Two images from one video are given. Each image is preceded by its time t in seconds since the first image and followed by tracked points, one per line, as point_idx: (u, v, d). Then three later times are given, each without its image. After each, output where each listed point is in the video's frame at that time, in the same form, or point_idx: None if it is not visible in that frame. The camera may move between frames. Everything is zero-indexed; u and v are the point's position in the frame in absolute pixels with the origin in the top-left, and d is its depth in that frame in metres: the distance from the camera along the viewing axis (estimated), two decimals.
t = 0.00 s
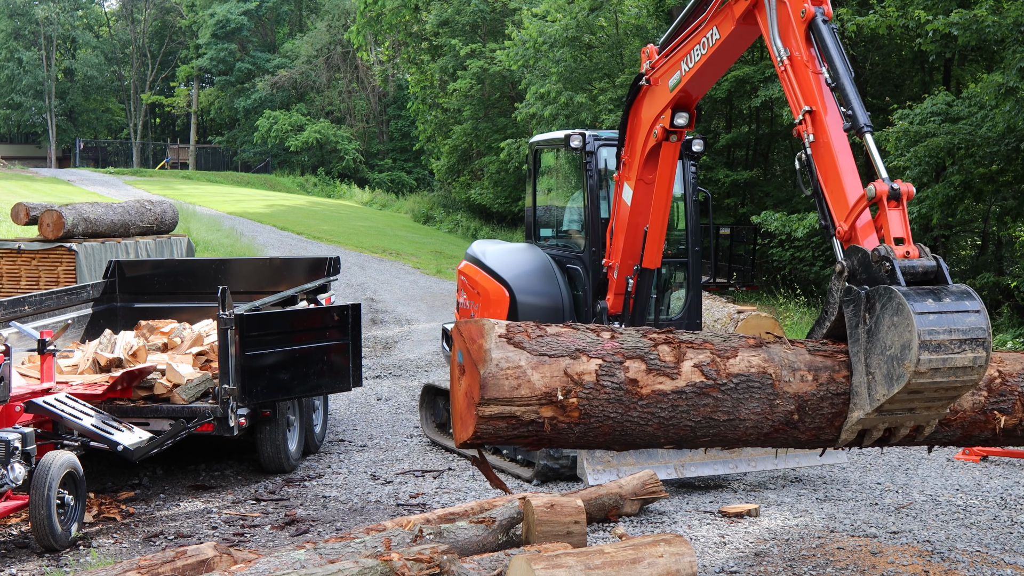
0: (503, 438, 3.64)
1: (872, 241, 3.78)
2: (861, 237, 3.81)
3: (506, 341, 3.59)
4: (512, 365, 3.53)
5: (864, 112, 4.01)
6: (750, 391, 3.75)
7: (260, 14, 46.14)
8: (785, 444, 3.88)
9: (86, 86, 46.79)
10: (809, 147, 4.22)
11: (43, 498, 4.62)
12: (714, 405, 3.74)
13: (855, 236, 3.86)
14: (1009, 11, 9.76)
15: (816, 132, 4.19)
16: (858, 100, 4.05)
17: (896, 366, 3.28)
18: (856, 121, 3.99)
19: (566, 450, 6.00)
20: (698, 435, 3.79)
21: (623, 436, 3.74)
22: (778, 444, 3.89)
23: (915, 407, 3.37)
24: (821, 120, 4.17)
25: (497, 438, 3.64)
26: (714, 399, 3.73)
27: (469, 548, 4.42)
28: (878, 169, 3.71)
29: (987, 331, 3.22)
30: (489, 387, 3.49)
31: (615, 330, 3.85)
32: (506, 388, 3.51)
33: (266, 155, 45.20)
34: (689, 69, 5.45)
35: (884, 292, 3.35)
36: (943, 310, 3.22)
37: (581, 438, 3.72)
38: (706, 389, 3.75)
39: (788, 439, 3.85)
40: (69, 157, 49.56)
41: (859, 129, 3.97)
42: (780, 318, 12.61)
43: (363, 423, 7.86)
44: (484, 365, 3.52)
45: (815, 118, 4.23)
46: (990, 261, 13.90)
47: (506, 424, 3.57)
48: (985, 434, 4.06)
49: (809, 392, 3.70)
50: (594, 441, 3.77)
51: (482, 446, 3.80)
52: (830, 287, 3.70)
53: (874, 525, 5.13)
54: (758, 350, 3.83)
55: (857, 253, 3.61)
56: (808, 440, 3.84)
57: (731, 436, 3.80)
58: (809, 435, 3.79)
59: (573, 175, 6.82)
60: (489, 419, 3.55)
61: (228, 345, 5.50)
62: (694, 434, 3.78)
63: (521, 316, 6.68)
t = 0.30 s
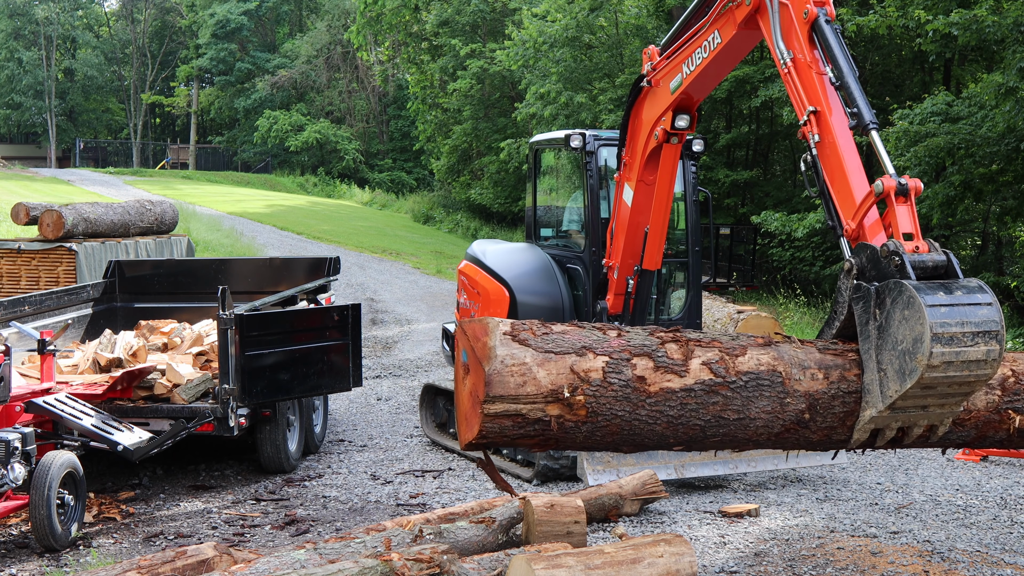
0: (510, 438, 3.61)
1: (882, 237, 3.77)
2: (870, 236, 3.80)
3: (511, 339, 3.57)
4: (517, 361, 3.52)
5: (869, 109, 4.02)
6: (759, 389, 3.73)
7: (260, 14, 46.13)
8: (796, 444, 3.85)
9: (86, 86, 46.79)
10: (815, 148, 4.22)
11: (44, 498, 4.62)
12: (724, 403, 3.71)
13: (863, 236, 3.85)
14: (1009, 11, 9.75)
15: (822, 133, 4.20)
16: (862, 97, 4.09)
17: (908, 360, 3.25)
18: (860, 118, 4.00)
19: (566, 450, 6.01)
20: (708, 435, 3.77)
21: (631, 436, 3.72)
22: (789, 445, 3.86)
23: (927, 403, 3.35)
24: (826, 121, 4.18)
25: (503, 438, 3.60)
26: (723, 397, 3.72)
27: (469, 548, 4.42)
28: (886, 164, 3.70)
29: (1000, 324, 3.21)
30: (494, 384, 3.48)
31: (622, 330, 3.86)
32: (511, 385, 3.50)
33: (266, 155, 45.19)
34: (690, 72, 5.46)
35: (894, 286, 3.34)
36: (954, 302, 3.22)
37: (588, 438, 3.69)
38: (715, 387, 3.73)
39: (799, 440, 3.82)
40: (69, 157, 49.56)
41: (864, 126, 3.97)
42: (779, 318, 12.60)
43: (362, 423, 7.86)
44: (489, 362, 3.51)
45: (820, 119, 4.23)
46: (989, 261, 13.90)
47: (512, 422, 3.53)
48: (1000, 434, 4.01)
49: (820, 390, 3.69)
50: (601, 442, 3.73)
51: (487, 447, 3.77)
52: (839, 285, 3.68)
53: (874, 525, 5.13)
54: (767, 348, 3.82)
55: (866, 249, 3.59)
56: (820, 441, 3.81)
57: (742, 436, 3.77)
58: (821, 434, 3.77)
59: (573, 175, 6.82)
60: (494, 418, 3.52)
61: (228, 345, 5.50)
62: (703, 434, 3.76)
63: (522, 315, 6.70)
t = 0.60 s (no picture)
0: (520, 434, 3.58)
1: (894, 230, 3.76)
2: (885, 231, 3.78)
3: (520, 332, 3.57)
4: (527, 354, 3.51)
5: (877, 104, 4.01)
6: (774, 383, 3.71)
7: (260, 14, 46.14)
8: (811, 442, 3.81)
9: (86, 86, 46.79)
10: (822, 147, 4.19)
11: (43, 498, 4.62)
12: (738, 397, 3.69)
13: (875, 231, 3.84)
14: (1009, 11, 9.75)
15: (829, 131, 4.18)
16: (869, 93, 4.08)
17: (925, 349, 3.23)
18: (869, 112, 4.00)
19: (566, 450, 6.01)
20: (722, 431, 3.74)
21: (643, 432, 3.69)
22: (804, 442, 3.82)
23: (946, 394, 3.33)
24: (833, 119, 4.16)
25: (514, 434, 3.57)
26: (737, 390, 3.69)
27: (469, 548, 4.42)
28: (896, 157, 3.69)
29: (1018, 310, 3.19)
30: (503, 377, 3.47)
31: (632, 325, 3.85)
32: (521, 378, 3.49)
33: (266, 155, 45.19)
34: (692, 75, 5.47)
35: (909, 275, 3.33)
36: (970, 289, 3.21)
37: (600, 434, 3.66)
38: (729, 381, 3.71)
39: (816, 437, 3.78)
40: (68, 157, 49.55)
41: (872, 120, 3.97)
42: (779, 318, 12.61)
43: (363, 423, 7.86)
44: (498, 355, 3.50)
45: (826, 117, 4.22)
46: (989, 261, 13.90)
47: (522, 417, 3.51)
48: (1020, 432, 3.95)
49: (836, 384, 3.66)
50: (614, 439, 3.70)
51: (498, 446, 3.75)
52: (851, 280, 3.67)
53: (874, 525, 5.13)
54: (781, 343, 3.81)
55: (878, 242, 3.59)
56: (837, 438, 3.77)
57: (757, 432, 3.74)
58: (838, 431, 3.72)
59: (573, 175, 6.82)
60: (504, 412, 3.50)
61: (228, 345, 5.50)
62: (717, 430, 3.73)
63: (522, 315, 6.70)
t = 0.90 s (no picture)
0: (535, 426, 3.54)
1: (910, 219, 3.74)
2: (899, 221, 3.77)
3: (532, 322, 3.54)
4: (540, 343, 3.48)
5: (887, 96, 4.03)
6: (794, 372, 3.68)
7: (260, 14, 46.13)
8: (833, 437, 3.76)
9: (87, 86, 46.82)
10: (833, 144, 4.20)
11: (44, 498, 4.62)
12: (758, 387, 3.65)
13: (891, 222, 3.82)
14: (1010, 11, 9.75)
15: (839, 128, 4.19)
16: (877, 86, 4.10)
17: (948, 333, 3.22)
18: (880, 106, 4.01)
19: (566, 451, 6.01)
20: (743, 424, 3.69)
21: (662, 424, 3.65)
22: (827, 437, 3.77)
23: (971, 380, 3.31)
24: (843, 116, 4.17)
25: (528, 426, 3.53)
26: (757, 380, 3.66)
27: (469, 549, 4.42)
28: (910, 146, 3.72)
29: None
30: (516, 365, 3.43)
31: (647, 316, 3.84)
32: (535, 366, 3.45)
33: (266, 155, 45.20)
34: (695, 79, 5.48)
35: (928, 259, 3.33)
36: (992, 270, 3.20)
37: (618, 426, 3.62)
38: (748, 370, 3.67)
39: (838, 431, 3.73)
40: (68, 157, 49.55)
41: (884, 111, 3.99)
42: (779, 318, 12.61)
43: (363, 423, 7.86)
44: (511, 344, 3.46)
45: (836, 115, 4.23)
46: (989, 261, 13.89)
47: (536, 407, 3.47)
48: None
49: (857, 375, 3.62)
50: (631, 431, 3.66)
51: (511, 441, 3.70)
52: (869, 272, 3.67)
53: (874, 525, 5.13)
54: (799, 335, 3.79)
55: (895, 232, 3.58)
56: (860, 433, 3.72)
57: (778, 425, 3.69)
58: (862, 424, 3.68)
59: (573, 175, 6.82)
60: (517, 402, 3.46)
61: (228, 344, 5.50)
62: (737, 423, 3.68)
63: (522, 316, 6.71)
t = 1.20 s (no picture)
0: (551, 417, 3.51)
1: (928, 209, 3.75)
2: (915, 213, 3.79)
3: (546, 311, 3.55)
4: (555, 330, 3.47)
5: (897, 89, 3.96)
6: (816, 362, 3.65)
7: (260, 14, 46.13)
8: (857, 430, 3.72)
9: (87, 86, 46.82)
10: (844, 142, 4.20)
11: (43, 498, 4.62)
12: (780, 376, 3.62)
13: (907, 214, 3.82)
14: (1009, 11, 9.75)
15: (849, 126, 4.19)
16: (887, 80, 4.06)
17: (972, 316, 3.21)
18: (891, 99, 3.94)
19: (567, 451, 6.01)
20: (765, 416, 3.65)
21: (682, 417, 3.62)
22: (851, 431, 3.73)
23: (997, 367, 3.30)
24: (854, 114, 4.17)
25: (544, 417, 3.50)
26: (778, 369, 3.63)
27: (469, 548, 4.42)
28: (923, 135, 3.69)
29: None
30: (531, 353, 3.42)
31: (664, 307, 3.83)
32: (550, 354, 3.44)
33: (266, 155, 45.21)
34: (699, 83, 5.49)
35: (948, 242, 3.35)
36: (1014, 251, 3.22)
37: (636, 418, 3.59)
38: (769, 359, 3.65)
39: (863, 423, 3.69)
40: (68, 157, 49.55)
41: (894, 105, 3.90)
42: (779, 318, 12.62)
43: (363, 423, 7.86)
44: (525, 332, 3.46)
45: (846, 113, 4.22)
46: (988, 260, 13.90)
47: (553, 397, 3.44)
48: None
49: (880, 364, 3.60)
50: (650, 423, 3.62)
51: (527, 437, 3.67)
52: (887, 265, 3.67)
53: (874, 525, 5.13)
54: (819, 326, 3.78)
55: (912, 223, 3.60)
56: (885, 425, 3.69)
57: (801, 417, 3.66)
58: (887, 416, 3.64)
59: (572, 175, 6.82)
60: (533, 391, 3.43)
61: (228, 345, 5.50)
62: (759, 414, 3.64)
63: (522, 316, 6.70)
